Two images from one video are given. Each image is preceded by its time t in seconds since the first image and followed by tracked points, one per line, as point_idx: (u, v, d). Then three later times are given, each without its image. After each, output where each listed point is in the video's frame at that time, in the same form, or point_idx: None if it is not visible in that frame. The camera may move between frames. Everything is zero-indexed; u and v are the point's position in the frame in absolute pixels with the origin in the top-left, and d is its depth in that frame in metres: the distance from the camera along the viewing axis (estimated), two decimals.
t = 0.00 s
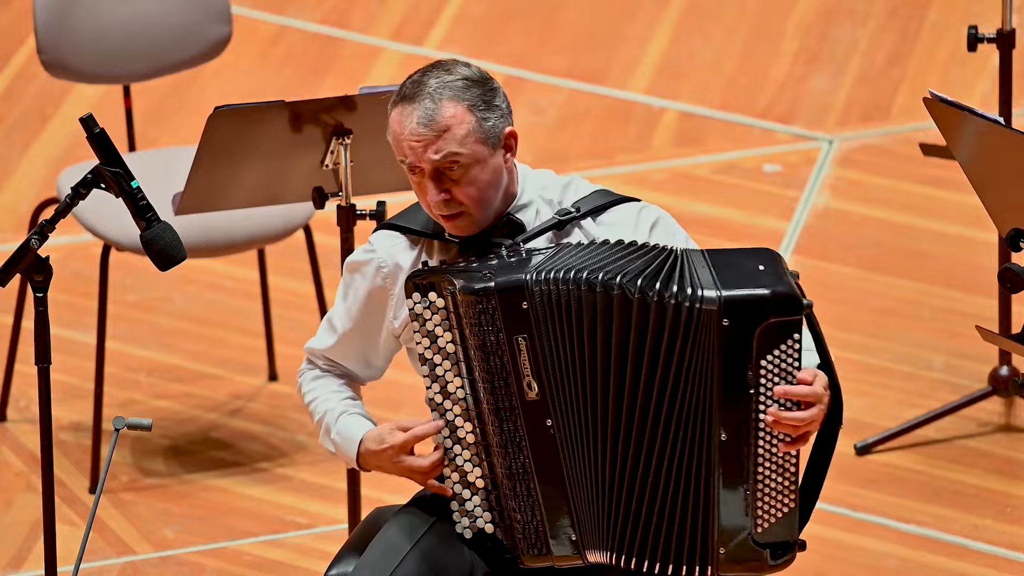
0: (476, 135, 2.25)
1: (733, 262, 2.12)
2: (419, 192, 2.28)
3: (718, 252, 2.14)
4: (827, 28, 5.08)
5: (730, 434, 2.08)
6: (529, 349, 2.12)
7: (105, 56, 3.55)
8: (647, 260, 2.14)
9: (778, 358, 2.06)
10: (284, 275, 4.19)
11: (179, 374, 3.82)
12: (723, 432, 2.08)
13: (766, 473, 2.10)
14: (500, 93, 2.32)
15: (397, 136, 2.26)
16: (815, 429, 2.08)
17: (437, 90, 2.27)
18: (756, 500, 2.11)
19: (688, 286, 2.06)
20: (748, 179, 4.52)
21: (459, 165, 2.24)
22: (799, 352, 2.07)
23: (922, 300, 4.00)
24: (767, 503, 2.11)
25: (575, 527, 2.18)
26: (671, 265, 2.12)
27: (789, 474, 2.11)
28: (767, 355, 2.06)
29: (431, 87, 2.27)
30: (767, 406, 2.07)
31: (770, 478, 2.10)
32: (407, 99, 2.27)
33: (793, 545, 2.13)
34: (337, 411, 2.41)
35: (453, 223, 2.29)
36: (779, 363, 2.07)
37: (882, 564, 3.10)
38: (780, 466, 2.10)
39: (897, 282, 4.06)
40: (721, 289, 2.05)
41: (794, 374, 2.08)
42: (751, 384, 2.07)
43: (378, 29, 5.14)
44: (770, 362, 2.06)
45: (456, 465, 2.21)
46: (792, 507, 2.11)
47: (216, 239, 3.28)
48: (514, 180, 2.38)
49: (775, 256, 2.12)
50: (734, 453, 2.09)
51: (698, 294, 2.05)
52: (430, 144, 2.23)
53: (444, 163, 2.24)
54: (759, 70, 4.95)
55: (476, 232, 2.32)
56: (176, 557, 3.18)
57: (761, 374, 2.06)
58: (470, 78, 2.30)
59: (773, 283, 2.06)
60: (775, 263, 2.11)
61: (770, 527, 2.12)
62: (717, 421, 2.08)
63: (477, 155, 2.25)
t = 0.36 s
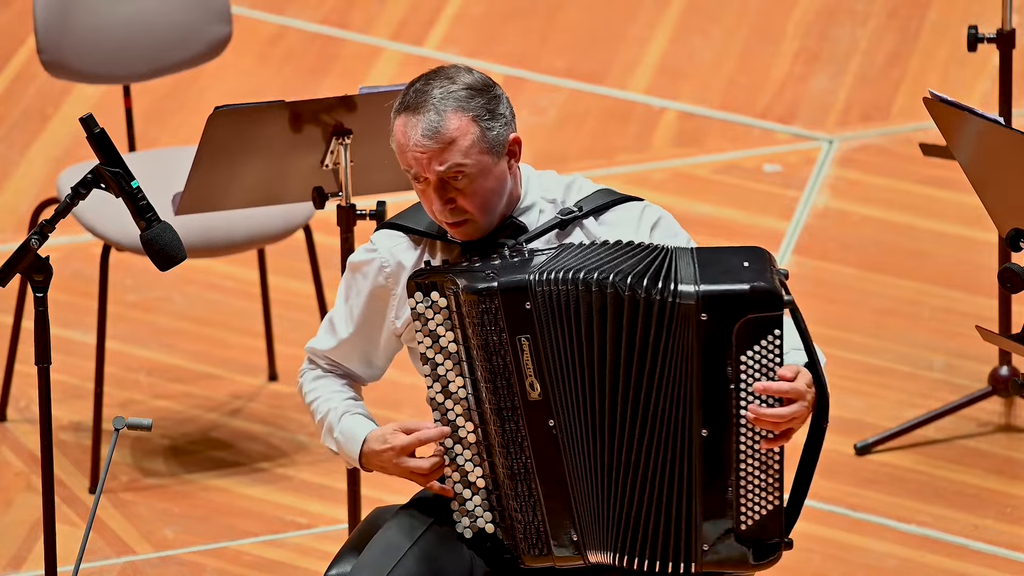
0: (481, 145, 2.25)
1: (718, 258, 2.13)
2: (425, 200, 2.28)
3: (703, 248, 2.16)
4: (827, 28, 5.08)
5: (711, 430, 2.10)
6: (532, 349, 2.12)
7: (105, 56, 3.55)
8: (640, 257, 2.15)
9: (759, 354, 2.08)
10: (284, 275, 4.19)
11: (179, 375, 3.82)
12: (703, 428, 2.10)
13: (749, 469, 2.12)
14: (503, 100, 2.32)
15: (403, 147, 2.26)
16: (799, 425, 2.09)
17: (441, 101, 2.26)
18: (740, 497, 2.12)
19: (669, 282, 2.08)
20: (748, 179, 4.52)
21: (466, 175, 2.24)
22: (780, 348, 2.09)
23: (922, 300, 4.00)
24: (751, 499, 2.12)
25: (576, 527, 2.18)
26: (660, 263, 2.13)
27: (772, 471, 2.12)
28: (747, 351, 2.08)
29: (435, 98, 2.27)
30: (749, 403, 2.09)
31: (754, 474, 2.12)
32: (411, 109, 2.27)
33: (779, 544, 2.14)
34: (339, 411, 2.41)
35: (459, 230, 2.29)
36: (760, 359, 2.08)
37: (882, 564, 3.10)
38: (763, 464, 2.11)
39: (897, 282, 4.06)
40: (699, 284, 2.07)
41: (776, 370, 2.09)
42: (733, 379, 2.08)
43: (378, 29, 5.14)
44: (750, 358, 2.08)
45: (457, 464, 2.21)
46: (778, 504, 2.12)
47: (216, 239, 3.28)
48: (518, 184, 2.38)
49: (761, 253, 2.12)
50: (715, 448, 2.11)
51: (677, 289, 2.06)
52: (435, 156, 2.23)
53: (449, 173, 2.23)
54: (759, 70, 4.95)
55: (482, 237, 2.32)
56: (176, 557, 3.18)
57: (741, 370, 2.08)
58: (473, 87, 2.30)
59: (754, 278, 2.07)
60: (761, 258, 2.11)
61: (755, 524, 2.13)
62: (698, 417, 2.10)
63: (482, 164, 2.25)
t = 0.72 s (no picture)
0: (482, 147, 2.25)
1: (708, 255, 2.13)
2: (427, 200, 2.28)
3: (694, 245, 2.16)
4: (827, 28, 5.08)
5: (693, 423, 2.10)
6: (535, 347, 2.12)
7: (105, 55, 3.55)
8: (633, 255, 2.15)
9: (740, 347, 2.07)
10: (284, 275, 4.19)
11: (180, 375, 3.82)
12: (685, 422, 2.10)
13: (732, 464, 2.12)
14: (505, 101, 2.32)
15: (405, 148, 2.26)
16: (783, 420, 2.08)
17: (444, 102, 2.26)
18: (723, 491, 2.12)
19: (649, 275, 2.08)
20: (748, 179, 4.52)
21: (468, 176, 2.24)
22: (761, 341, 2.07)
23: (922, 300, 4.00)
24: (734, 494, 2.12)
25: (576, 525, 2.18)
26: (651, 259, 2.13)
27: (756, 466, 2.12)
28: (727, 344, 2.07)
29: (437, 99, 2.27)
30: (730, 396, 2.09)
31: (736, 468, 2.12)
32: (413, 109, 2.27)
33: (765, 539, 2.14)
34: (338, 408, 2.40)
35: (462, 230, 2.30)
36: (740, 352, 2.08)
37: (882, 564, 3.10)
38: (747, 458, 2.11)
39: (897, 282, 4.06)
40: (679, 277, 2.07)
41: (756, 363, 2.09)
42: (712, 372, 2.08)
43: (378, 29, 5.14)
44: (731, 351, 2.07)
45: (458, 462, 2.22)
46: (762, 498, 2.13)
47: (217, 239, 3.28)
48: (519, 183, 2.38)
49: (749, 251, 2.12)
50: (698, 442, 2.11)
51: (658, 282, 2.07)
52: (437, 158, 2.23)
53: (450, 175, 2.24)
54: (759, 70, 4.95)
55: (484, 237, 2.32)
56: (176, 557, 3.18)
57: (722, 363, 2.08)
58: (476, 88, 2.30)
59: (736, 272, 2.06)
60: (751, 256, 2.11)
61: (739, 519, 2.13)
62: (679, 411, 2.10)
63: (485, 166, 2.25)
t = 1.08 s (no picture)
0: (489, 161, 2.25)
1: (694, 249, 2.13)
2: (434, 210, 2.29)
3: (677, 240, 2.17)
4: (827, 28, 5.08)
5: (672, 413, 2.11)
6: (539, 343, 2.12)
7: (105, 55, 3.56)
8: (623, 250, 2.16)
9: (716, 335, 2.08)
10: (284, 275, 4.19)
11: (180, 375, 3.82)
12: (664, 411, 2.11)
13: (713, 454, 2.12)
14: (509, 110, 2.31)
15: (411, 164, 2.26)
16: (762, 410, 2.07)
17: (449, 118, 2.25)
18: (704, 482, 2.12)
19: (625, 265, 2.09)
20: (748, 179, 4.52)
21: (474, 191, 2.24)
22: (737, 328, 2.08)
23: (923, 300, 4.00)
24: (716, 485, 2.12)
25: (578, 522, 2.19)
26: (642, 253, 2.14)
27: (738, 456, 2.11)
28: (704, 332, 2.08)
29: (442, 115, 2.25)
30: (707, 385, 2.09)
31: (718, 458, 2.12)
32: (418, 125, 2.25)
33: (750, 531, 2.13)
34: (340, 407, 2.39)
35: (469, 239, 2.31)
36: (716, 340, 2.08)
37: (882, 564, 3.10)
38: (729, 449, 2.11)
39: (897, 282, 4.06)
40: (652, 266, 2.07)
41: (733, 352, 2.08)
42: (689, 360, 2.09)
43: (378, 29, 5.14)
44: (707, 340, 2.08)
45: (458, 462, 2.22)
46: (745, 488, 2.12)
47: (216, 239, 3.28)
48: (524, 187, 2.38)
49: (733, 245, 2.13)
50: (676, 431, 2.11)
51: (632, 271, 2.08)
52: (445, 175, 2.23)
53: (458, 188, 2.24)
54: (759, 70, 4.95)
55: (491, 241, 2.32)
56: (176, 557, 3.18)
57: (699, 350, 2.08)
58: (478, 99, 2.29)
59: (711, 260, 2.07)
60: (738, 250, 2.12)
61: (721, 509, 2.13)
62: (658, 400, 2.11)
63: (491, 180, 2.25)
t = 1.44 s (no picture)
0: (498, 174, 2.24)
1: (677, 242, 2.13)
2: (444, 218, 2.30)
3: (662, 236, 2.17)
4: (827, 29, 5.08)
5: (651, 405, 2.10)
6: (540, 337, 2.13)
7: (106, 55, 3.56)
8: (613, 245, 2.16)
9: (693, 325, 2.08)
10: (284, 275, 4.19)
11: (180, 375, 3.82)
12: (642, 403, 2.11)
13: (691, 446, 2.11)
14: (518, 120, 2.29)
15: (422, 178, 2.25)
16: (741, 403, 2.06)
17: (458, 132, 2.23)
18: (682, 474, 2.12)
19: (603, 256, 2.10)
20: (748, 179, 4.52)
21: (484, 204, 2.24)
22: (714, 321, 2.07)
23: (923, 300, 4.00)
24: (696, 477, 2.12)
25: (574, 518, 2.18)
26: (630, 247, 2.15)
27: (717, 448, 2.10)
28: (680, 324, 2.08)
29: (452, 129, 2.24)
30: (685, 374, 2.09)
31: (696, 451, 2.11)
32: (428, 138, 2.24)
33: (731, 525, 2.11)
34: (340, 401, 2.40)
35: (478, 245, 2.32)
36: (694, 330, 2.08)
37: (882, 564, 3.10)
38: (708, 441, 2.10)
39: (897, 282, 4.06)
40: (630, 257, 2.08)
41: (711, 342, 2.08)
42: (666, 351, 2.09)
43: (378, 29, 5.14)
44: (684, 330, 2.08)
45: (456, 458, 2.22)
46: (725, 481, 2.11)
47: (216, 239, 3.28)
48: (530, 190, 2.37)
49: (722, 241, 2.12)
50: (655, 423, 2.11)
51: (610, 262, 2.08)
52: (454, 189, 2.23)
53: (467, 200, 2.24)
54: (759, 70, 4.96)
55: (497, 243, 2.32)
56: (176, 557, 3.18)
57: (676, 340, 2.08)
58: (488, 111, 2.27)
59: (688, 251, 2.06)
60: (723, 245, 2.11)
61: (701, 502, 2.12)
62: (635, 391, 2.11)
63: (501, 193, 2.24)
